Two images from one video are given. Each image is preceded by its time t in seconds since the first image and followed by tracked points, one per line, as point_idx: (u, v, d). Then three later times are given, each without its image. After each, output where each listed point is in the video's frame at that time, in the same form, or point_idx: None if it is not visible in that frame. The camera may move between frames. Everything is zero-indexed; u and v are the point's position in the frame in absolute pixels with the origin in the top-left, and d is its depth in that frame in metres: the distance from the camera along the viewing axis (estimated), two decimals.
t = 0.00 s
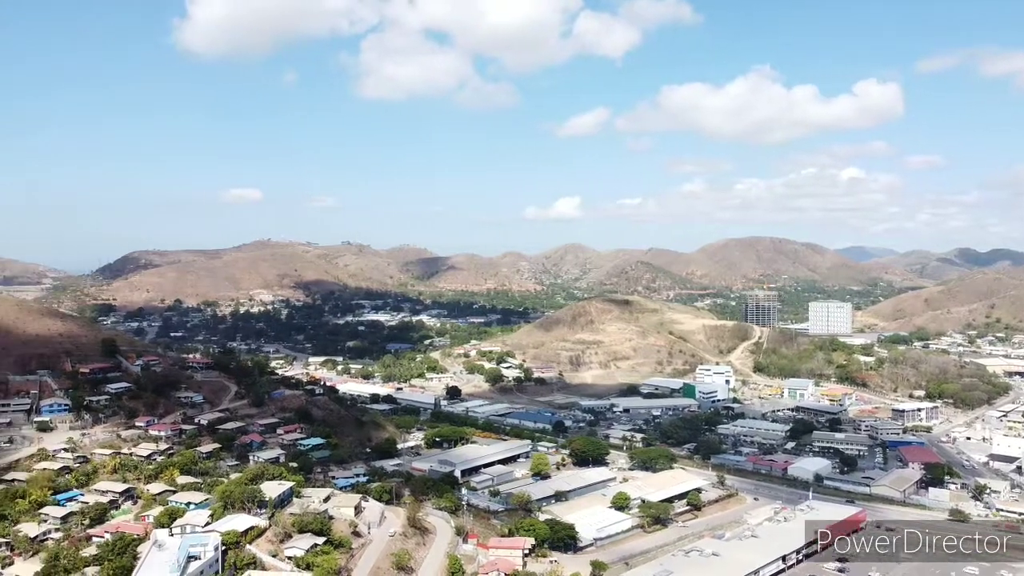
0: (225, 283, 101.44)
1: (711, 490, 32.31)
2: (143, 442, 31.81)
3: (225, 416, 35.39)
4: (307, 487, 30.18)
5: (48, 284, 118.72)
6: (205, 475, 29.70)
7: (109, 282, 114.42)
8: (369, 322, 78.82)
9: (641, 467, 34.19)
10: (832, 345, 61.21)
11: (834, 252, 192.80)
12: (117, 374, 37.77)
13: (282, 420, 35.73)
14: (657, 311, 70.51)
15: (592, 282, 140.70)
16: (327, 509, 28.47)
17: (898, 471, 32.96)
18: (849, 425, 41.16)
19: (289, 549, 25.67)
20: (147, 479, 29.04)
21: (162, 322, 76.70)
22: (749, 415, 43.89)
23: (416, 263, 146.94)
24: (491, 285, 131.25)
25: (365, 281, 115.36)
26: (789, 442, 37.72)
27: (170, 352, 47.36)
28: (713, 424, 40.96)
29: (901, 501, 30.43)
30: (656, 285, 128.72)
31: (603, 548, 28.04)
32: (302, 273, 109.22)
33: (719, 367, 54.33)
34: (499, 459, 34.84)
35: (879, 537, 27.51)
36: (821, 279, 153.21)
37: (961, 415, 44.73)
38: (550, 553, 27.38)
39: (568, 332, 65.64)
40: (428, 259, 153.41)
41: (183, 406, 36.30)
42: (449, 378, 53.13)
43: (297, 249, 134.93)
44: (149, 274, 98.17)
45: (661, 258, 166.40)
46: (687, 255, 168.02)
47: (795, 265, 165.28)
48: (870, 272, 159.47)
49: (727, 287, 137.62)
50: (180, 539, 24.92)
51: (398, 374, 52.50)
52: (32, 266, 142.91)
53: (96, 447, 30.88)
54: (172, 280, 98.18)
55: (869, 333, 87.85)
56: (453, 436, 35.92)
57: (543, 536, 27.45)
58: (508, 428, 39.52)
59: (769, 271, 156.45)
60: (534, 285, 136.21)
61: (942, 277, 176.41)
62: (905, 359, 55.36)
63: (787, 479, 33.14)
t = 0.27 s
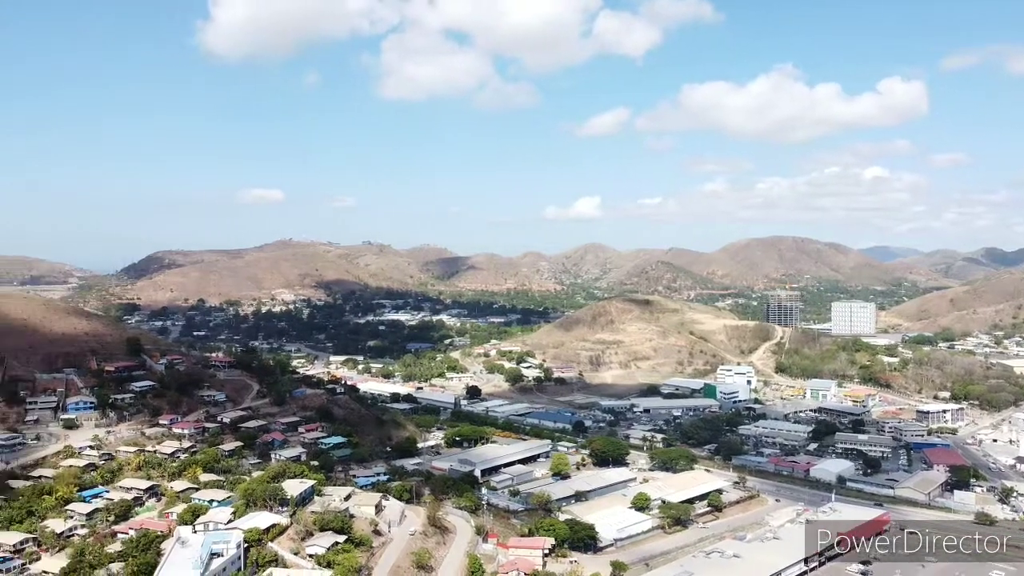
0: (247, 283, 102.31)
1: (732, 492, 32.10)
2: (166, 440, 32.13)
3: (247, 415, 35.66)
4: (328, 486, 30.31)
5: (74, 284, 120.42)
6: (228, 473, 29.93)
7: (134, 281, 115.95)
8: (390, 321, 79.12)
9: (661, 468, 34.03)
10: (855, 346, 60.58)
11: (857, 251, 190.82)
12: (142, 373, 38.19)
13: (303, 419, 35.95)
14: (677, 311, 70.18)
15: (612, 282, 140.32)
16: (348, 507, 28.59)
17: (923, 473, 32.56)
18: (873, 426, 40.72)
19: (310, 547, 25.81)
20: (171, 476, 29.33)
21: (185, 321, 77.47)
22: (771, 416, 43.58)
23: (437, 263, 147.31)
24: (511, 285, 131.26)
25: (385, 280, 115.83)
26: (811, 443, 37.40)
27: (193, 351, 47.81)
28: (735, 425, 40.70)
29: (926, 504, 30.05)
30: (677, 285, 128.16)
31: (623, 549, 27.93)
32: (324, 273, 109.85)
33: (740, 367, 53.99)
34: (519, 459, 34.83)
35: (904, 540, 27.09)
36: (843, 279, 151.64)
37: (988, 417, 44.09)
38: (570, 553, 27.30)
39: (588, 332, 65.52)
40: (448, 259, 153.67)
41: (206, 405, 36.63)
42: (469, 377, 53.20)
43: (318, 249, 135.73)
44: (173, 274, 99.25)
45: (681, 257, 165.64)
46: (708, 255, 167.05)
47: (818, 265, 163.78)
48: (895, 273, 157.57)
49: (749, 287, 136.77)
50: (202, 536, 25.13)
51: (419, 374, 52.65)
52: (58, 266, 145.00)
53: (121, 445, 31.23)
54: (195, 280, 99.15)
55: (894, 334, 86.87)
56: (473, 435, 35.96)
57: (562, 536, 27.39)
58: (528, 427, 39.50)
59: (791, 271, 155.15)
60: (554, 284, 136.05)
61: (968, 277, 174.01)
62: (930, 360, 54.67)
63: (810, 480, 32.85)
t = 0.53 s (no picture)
0: (264, 283, 102.94)
1: (748, 493, 31.93)
2: (184, 439, 32.36)
3: (263, 414, 35.85)
4: (343, 485, 30.40)
5: (94, 284, 121.75)
6: (244, 471, 30.07)
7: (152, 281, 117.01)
8: (405, 321, 79.36)
9: (676, 469, 33.91)
10: (873, 347, 60.09)
11: (874, 251, 189.28)
12: (159, 372, 38.50)
13: (319, 418, 36.11)
14: (693, 311, 69.94)
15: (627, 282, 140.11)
16: (363, 506, 28.67)
17: (941, 475, 32.30)
18: (891, 428, 40.42)
19: (325, 546, 25.90)
20: (188, 475, 29.54)
21: (203, 321, 78.08)
22: (787, 417, 43.35)
23: (452, 263, 147.54)
24: (526, 285, 131.27)
25: (401, 280, 116.20)
26: (828, 445, 37.17)
27: (210, 351, 48.14)
28: (751, 426, 40.49)
29: (944, 506, 29.81)
30: (692, 285, 127.77)
31: (638, 550, 27.83)
32: (339, 273, 110.32)
33: (756, 368, 53.74)
34: (533, 459, 34.81)
35: (923, 544, 26.73)
36: (861, 279, 150.45)
37: (1008, 419, 43.63)
38: (585, 554, 27.25)
39: (603, 332, 65.44)
40: (463, 259, 153.85)
41: (223, 404, 36.88)
42: (484, 378, 53.24)
43: (333, 249, 136.33)
44: (190, 275, 100.08)
45: (696, 258, 165.05)
46: (723, 255, 166.23)
47: (835, 265, 162.67)
48: (912, 273, 156.23)
49: (765, 287, 136.19)
50: (219, 534, 25.26)
51: (434, 374, 52.75)
52: (79, 266, 146.60)
53: (139, 444, 31.50)
54: (212, 280, 99.89)
55: (912, 334, 86.17)
56: (488, 435, 35.98)
57: (578, 537, 27.34)
58: (543, 428, 39.48)
59: (808, 271, 154.15)
60: (569, 285, 135.93)
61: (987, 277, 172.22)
62: (949, 361, 54.17)
63: (826, 482, 32.64)
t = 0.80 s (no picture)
0: (285, 283, 103.68)
1: (770, 494, 31.69)
2: (207, 437, 32.64)
3: (285, 413, 36.10)
4: (364, 484, 30.52)
5: (119, 283, 123.26)
6: (266, 470, 30.27)
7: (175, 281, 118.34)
8: (426, 321, 79.53)
9: (697, 469, 33.73)
10: (897, 347, 59.42)
11: (898, 251, 187.08)
12: (183, 371, 38.87)
13: (340, 417, 36.29)
14: (714, 311, 69.54)
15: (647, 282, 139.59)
16: (384, 505, 28.77)
17: (967, 477, 31.88)
18: (915, 429, 39.94)
19: (346, 544, 26.00)
20: (211, 473, 29.79)
21: (225, 320, 78.76)
22: (810, 418, 42.98)
23: (471, 263, 147.75)
24: (545, 285, 131.11)
25: (421, 280, 116.51)
26: (851, 446, 36.82)
27: (233, 350, 48.55)
28: (772, 427, 40.20)
29: (970, 509, 29.40)
30: (713, 285, 127.10)
31: (658, 551, 27.69)
32: (360, 273, 110.77)
33: (778, 369, 53.35)
34: (553, 459, 34.77)
35: (949, 547, 26.23)
36: (884, 279, 148.85)
37: None
38: (605, 554, 27.16)
39: (623, 332, 65.26)
40: (482, 259, 153.95)
41: (245, 402, 37.16)
42: (504, 377, 53.28)
43: (353, 249, 136.97)
44: (213, 275, 101.08)
45: (717, 258, 164.09)
46: (744, 255, 165.12)
47: (857, 265, 161.00)
48: (937, 274, 154.14)
49: (787, 287, 135.20)
50: (241, 532, 25.43)
51: (454, 373, 52.85)
52: (104, 266, 148.46)
53: (163, 441, 31.82)
54: (234, 280, 100.75)
55: (937, 335, 85.12)
56: (508, 435, 35.99)
57: (598, 537, 27.24)
58: (563, 427, 39.42)
59: (830, 271, 152.76)
60: (588, 285, 135.62)
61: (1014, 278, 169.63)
62: (974, 363, 53.43)
63: (849, 484, 32.33)
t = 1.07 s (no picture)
0: (301, 282, 104.23)
1: (787, 496, 31.51)
2: (223, 436, 32.85)
3: (301, 412, 36.27)
4: (379, 483, 30.60)
5: (138, 284, 124.30)
6: (282, 469, 30.42)
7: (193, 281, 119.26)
8: (441, 321, 79.66)
9: (713, 470, 33.58)
10: (915, 348, 58.93)
11: (917, 251, 185.39)
12: (200, 371, 39.15)
13: (355, 417, 36.40)
14: (730, 311, 69.22)
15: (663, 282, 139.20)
16: (399, 505, 28.83)
17: (986, 480, 31.54)
18: (934, 431, 39.58)
19: (361, 543, 26.07)
20: (228, 472, 29.97)
21: (242, 320, 79.24)
22: (827, 419, 42.71)
23: (486, 263, 147.92)
24: (560, 285, 131.04)
25: (436, 280, 116.76)
26: (869, 448, 36.55)
27: (249, 350, 48.84)
28: (788, 428, 39.98)
29: (990, 512, 29.07)
30: (729, 285, 126.62)
31: (673, 552, 27.60)
32: (375, 273, 111.13)
33: (794, 369, 53.04)
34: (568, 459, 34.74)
35: (969, 551, 25.84)
36: (902, 279, 147.70)
37: None
38: (620, 555, 27.09)
39: (638, 332, 65.10)
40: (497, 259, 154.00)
41: (261, 402, 37.37)
42: (519, 377, 53.29)
43: (368, 249, 137.39)
44: (230, 275, 101.85)
45: (733, 258, 163.37)
46: (760, 255, 164.31)
47: (875, 265, 159.77)
48: (956, 274, 152.65)
49: (804, 287, 134.44)
50: (258, 530, 25.56)
51: (469, 373, 52.91)
52: (122, 266, 149.71)
53: (181, 440, 32.04)
54: (250, 280, 101.35)
55: (957, 336, 84.31)
56: (523, 435, 35.98)
57: (612, 538, 27.18)
58: (578, 428, 39.38)
59: (848, 271, 151.70)
60: (603, 285, 135.44)
61: None
62: (994, 364, 52.88)
63: (867, 486, 32.08)
